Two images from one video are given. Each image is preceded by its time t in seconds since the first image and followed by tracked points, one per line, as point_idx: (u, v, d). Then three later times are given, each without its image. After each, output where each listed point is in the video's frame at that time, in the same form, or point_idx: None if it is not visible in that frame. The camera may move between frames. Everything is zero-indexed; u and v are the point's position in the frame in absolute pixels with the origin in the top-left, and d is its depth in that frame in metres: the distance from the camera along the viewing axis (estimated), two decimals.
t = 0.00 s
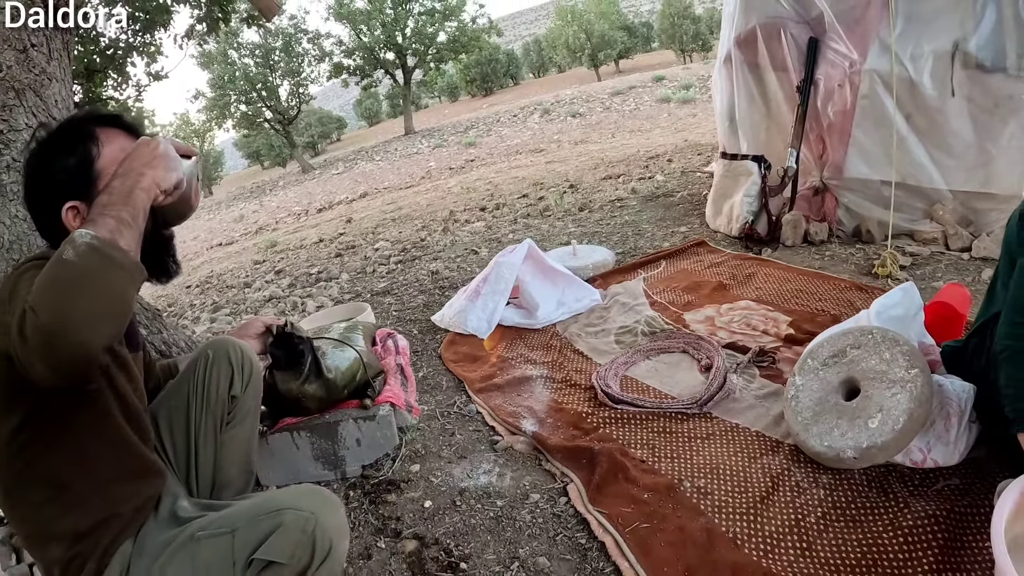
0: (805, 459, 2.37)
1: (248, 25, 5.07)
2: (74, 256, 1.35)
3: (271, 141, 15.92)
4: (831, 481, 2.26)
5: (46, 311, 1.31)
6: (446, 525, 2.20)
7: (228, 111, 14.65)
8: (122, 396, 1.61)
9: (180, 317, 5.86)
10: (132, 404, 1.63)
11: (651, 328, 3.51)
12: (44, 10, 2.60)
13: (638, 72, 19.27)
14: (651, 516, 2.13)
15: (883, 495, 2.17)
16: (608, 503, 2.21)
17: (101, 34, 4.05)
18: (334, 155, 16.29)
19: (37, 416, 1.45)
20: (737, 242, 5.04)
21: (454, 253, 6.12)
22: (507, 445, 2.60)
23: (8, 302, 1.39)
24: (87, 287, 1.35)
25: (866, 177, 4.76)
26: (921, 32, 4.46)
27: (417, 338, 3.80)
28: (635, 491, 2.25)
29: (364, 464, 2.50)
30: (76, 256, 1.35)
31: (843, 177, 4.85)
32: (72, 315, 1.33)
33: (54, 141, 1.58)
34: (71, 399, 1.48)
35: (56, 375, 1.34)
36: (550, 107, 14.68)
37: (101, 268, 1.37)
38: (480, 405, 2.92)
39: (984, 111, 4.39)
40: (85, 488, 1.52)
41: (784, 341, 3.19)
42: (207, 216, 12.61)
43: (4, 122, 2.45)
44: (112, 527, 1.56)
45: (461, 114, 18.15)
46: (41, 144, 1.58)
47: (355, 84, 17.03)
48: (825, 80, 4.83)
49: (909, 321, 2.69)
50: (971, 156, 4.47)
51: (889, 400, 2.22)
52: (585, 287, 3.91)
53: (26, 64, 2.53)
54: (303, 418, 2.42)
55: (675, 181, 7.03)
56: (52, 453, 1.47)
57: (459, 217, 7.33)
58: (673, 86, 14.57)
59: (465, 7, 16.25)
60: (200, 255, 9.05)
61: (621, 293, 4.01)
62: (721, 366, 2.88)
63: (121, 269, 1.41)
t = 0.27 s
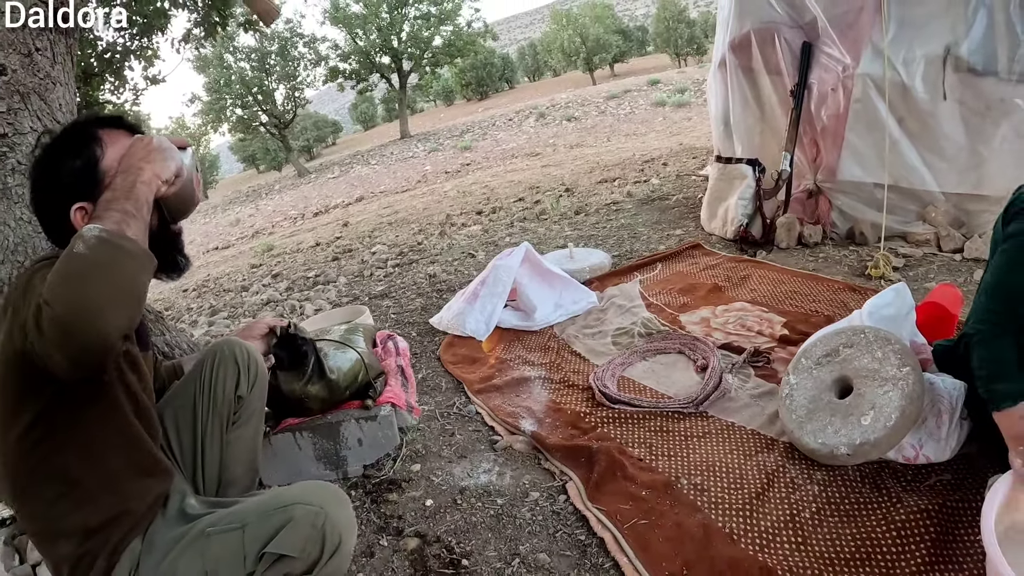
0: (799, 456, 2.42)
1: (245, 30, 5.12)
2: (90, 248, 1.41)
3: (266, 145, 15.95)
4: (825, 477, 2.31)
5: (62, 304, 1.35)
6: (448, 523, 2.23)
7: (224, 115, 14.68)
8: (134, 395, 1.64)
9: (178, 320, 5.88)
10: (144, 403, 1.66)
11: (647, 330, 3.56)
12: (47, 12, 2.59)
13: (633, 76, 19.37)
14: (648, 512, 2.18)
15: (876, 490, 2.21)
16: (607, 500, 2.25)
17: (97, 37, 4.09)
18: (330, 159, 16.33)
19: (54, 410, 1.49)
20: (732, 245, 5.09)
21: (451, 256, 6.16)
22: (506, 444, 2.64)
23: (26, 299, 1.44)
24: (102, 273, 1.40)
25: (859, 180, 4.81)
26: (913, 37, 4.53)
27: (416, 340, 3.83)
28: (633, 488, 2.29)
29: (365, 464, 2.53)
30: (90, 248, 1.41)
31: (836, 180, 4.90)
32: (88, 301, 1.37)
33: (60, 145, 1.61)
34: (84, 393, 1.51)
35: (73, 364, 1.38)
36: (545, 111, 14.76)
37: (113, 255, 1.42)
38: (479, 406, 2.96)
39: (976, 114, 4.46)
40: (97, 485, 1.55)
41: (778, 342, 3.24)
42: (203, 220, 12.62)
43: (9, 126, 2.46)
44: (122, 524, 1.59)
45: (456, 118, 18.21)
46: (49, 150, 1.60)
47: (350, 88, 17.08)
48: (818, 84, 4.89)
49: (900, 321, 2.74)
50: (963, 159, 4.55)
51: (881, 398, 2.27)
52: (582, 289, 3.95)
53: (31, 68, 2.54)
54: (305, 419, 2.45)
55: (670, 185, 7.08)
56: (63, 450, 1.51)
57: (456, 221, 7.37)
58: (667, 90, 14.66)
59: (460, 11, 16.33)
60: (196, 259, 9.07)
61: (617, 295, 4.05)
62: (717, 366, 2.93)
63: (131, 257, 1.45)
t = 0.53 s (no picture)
0: (792, 452, 2.48)
1: (241, 36, 5.18)
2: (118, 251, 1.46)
3: (259, 150, 15.96)
4: (818, 471, 2.37)
5: (90, 302, 1.40)
6: (451, 520, 2.29)
7: (217, 120, 14.70)
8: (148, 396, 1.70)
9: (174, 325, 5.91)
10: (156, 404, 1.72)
11: (642, 331, 3.62)
12: (48, 13, 2.54)
13: (625, 81, 19.50)
14: (646, 507, 2.24)
15: (868, 483, 2.29)
16: (606, 496, 2.31)
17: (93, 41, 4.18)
18: (323, 165, 16.36)
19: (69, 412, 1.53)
20: (724, 248, 5.17)
21: (447, 261, 6.21)
22: (506, 443, 2.70)
23: (45, 300, 1.48)
24: (127, 271, 1.45)
25: (850, 183, 4.89)
26: (902, 44, 4.64)
27: (414, 343, 3.89)
28: (631, 484, 2.35)
29: (369, 464, 2.58)
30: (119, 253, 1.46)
31: (827, 184, 4.98)
32: (114, 297, 1.42)
33: (76, 150, 1.66)
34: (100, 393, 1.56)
35: (99, 358, 1.43)
36: (537, 116, 14.85)
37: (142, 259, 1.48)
38: (479, 407, 3.02)
39: (963, 119, 4.57)
40: (113, 485, 1.60)
41: (771, 342, 3.31)
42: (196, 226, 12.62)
43: (17, 129, 2.41)
44: (136, 521, 1.64)
45: (449, 124, 18.29)
46: (65, 155, 1.65)
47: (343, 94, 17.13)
48: (809, 90, 4.98)
49: (890, 321, 2.82)
50: (951, 163, 4.65)
51: (871, 394, 2.34)
52: (578, 292, 4.01)
53: (38, 72, 2.49)
54: (309, 419, 2.49)
55: (663, 190, 7.17)
56: (79, 450, 1.55)
57: (450, 226, 7.43)
58: (659, 96, 14.78)
59: (452, 17, 16.41)
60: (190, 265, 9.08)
61: (612, 298, 4.12)
62: (711, 366, 2.99)
63: (158, 260, 1.50)
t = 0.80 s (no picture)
0: (785, 447, 2.56)
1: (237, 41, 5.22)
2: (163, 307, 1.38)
3: (251, 155, 15.98)
4: (810, 465, 2.45)
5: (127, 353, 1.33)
6: (455, 515, 2.36)
7: (209, 125, 14.72)
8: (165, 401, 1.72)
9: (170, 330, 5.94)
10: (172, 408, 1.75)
11: (637, 333, 3.70)
12: (48, 13, 2.48)
13: (616, 86, 19.62)
14: (645, 502, 2.31)
15: (858, 477, 2.37)
16: (605, 491, 2.39)
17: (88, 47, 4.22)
18: (316, 170, 16.39)
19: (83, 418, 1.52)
20: (717, 251, 5.26)
21: (442, 265, 6.28)
22: (507, 441, 2.77)
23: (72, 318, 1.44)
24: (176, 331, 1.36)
25: (840, 187, 4.98)
26: (890, 51, 4.76)
27: (413, 346, 3.95)
28: (629, 479, 2.42)
29: (373, 462, 2.66)
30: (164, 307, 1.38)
31: (817, 188, 5.07)
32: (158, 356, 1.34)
33: (113, 153, 1.64)
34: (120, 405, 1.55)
35: (120, 408, 1.37)
36: (530, 121, 14.95)
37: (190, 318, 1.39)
38: (479, 406, 3.09)
39: (950, 124, 4.73)
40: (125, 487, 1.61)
41: (763, 343, 3.39)
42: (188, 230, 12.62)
43: (27, 133, 2.42)
44: (147, 522, 1.67)
45: (442, 128, 18.35)
46: (101, 154, 1.64)
47: (336, 99, 17.18)
48: (800, 96, 5.05)
49: (879, 320, 2.91)
50: (938, 167, 4.80)
51: (861, 390, 2.42)
52: (573, 295, 4.08)
53: (47, 77, 2.48)
54: (314, 419, 2.55)
55: (655, 194, 7.26)
56: (92, 456, 1.55)
57: (445, 231, 7.49)
58: (651, 100, 14.89)
59: (445, 22, 16.50)
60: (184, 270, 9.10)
61: (607, 300, 4.19)
62: (705, 365, 3.07)
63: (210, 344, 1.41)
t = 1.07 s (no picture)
0: (780, 442, 2.62)
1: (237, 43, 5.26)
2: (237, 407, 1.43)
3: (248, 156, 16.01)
4: (804, 459, 2.51)
5: (199, 442, 1.36)
6: (458, 509, 2.41)
7: (206, 126, 14.78)
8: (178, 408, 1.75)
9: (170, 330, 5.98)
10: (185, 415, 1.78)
11: (634, 332, 3.76)
12: (50, 13, 2.51)
13: (613, 88, 19.69)
14: (644, 495, 2.37)
15: (852, 470, 2.44)
16: (605, 484, 2.45)
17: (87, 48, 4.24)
18: (314, 171, 16.42)
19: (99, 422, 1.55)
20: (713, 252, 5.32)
21: (441, 266, 6.34)
22: (508, 438, 2.82)
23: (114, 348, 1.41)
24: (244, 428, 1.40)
25: (835, 188, 5.04)
26: (883, 54, 4.84)
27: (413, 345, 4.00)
28: (628, 473, 2.48)
29: (376, 460, 2.67)
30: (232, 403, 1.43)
31: (812, 189, 5.14)
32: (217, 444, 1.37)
33: (159, 162, 1.67)
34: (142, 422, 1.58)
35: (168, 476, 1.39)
36: (526, 123, 15.01)
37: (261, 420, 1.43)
38: (480, 404, 3.14)
39: (943, 126, 4.80)
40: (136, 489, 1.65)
41: (758, 341, 3.46)
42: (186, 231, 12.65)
43: (35, 134, 2.48)
44: (156, 521, 1.72)
45: (439, 130, 18.40)
46: (146, 161, 1.67)
47: (333, 100, 17.21)
48: (794, 99, 5.14)
49: (872, 318, 2.97)
50: (931, 168, 4.86)
51: (853, 385, 2.49)
52: (571, 295, 4.12)
53: (55, 79, 2.52)
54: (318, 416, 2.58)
55: (651, 196, 7.32)
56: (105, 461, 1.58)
57: (442, 232, 7.55)
58: (648, 102, 14.96)
59: (442, 24, 16.54)
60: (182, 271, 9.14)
61: (605, 300, 4.25)
62: (702, 363, 3.13)
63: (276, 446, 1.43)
